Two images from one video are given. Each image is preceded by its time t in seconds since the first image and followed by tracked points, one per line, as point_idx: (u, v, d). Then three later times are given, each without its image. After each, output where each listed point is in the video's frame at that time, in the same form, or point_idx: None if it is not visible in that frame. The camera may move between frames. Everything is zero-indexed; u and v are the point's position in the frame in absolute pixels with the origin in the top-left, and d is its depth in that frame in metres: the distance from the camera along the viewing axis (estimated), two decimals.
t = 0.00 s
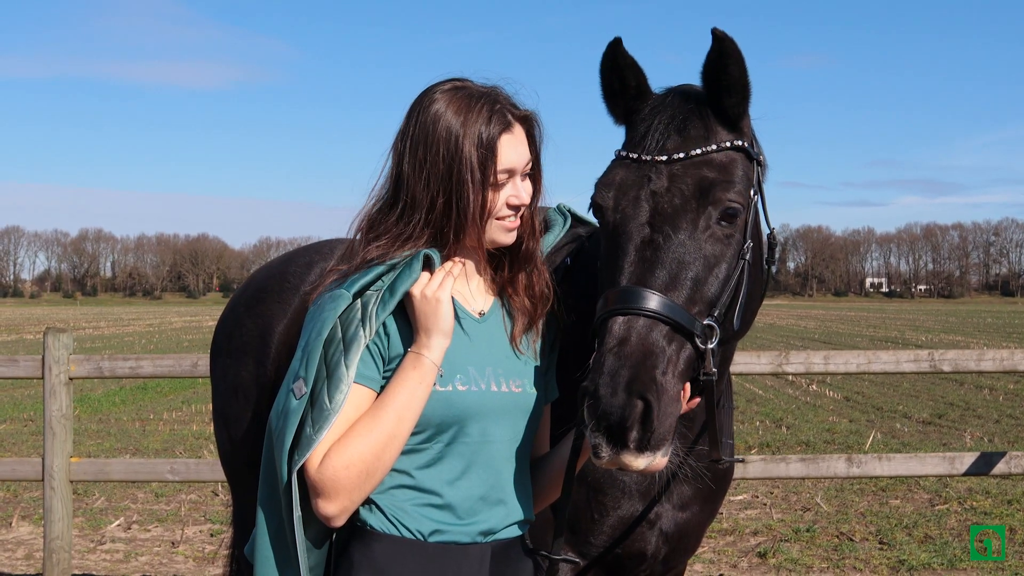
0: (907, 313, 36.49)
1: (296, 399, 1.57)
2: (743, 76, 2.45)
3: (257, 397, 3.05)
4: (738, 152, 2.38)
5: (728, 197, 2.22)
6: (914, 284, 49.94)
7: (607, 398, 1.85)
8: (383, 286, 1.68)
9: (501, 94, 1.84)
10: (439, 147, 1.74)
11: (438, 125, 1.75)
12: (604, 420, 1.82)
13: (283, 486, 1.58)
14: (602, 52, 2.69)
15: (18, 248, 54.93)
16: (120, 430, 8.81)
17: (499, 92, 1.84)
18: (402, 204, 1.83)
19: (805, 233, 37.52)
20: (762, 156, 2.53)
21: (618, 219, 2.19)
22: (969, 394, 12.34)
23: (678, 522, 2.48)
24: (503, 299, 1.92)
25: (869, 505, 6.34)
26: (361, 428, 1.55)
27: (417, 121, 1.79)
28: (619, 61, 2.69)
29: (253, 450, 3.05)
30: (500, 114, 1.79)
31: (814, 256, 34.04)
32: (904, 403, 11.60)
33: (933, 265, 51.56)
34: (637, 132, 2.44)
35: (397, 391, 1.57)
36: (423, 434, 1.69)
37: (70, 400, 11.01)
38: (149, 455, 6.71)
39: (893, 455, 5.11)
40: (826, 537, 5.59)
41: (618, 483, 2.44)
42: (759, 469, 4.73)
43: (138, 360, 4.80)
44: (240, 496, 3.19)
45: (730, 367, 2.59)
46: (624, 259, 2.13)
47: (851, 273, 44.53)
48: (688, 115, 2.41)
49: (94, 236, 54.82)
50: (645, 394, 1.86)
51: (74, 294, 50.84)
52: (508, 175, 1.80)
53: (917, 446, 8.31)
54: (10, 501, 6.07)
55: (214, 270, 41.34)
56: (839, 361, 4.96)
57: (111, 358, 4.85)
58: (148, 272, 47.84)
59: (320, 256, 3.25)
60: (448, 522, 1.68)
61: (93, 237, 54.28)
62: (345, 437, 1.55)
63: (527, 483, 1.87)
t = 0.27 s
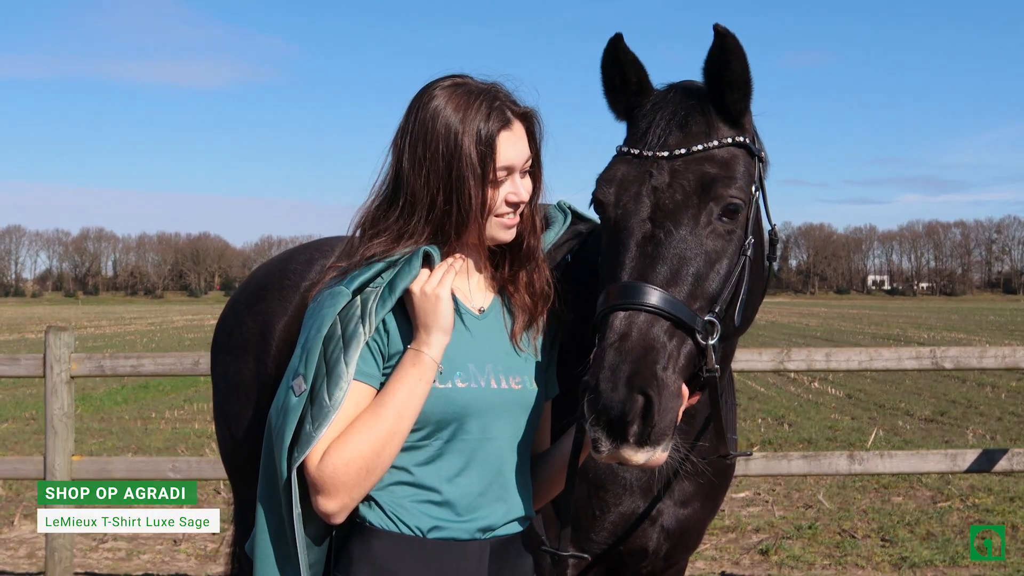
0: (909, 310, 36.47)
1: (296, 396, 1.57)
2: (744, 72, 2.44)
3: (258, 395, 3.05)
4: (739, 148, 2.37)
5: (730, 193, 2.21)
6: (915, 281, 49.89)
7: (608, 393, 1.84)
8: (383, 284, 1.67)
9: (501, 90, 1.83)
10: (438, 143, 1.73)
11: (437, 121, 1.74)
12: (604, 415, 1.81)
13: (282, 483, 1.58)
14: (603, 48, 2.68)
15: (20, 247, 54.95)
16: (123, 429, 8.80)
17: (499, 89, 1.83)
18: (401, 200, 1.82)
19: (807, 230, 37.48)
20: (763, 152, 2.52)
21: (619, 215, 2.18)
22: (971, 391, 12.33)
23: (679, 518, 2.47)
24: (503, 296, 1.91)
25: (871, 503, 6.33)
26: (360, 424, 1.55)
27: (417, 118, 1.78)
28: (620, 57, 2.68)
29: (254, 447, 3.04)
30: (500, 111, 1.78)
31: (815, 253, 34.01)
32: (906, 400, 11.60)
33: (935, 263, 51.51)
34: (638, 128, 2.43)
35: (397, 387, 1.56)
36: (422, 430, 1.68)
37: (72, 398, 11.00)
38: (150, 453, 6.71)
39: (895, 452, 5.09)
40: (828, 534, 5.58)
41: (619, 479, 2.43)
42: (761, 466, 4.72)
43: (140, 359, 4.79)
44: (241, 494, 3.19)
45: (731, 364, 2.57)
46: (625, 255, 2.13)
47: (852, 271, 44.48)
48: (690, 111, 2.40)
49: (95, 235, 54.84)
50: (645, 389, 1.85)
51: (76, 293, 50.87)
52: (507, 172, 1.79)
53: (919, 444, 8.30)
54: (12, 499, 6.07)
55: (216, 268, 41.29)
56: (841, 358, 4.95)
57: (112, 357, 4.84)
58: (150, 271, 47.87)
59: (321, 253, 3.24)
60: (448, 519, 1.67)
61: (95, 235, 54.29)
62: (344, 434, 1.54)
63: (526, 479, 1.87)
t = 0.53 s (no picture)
0: (911, 294, 36.44)
1: (289, 381, 1.56)
2: (744, 52, 2.40)
3: (259, 380, 3.03)
4: (739, 130, 2.33)
5: (729, 174, 2.18)
6: (918, 265, 49.79)
7: (607, 375, 1.82)
8: (376, 267, 1.65)
9: (494, 73, 1.79)
10: (431, 127, 1.71)
11: (429, 104, 1.71)
12: (604, 396, 1.79)
13: (276, 469, 1.57)
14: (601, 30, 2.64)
15: (21, 234, 54.96)
16: (125, 415, 8.81)
17: (493, 71, 1.79)
18: (393, 184, 1.80)
19: (809, 214, 37.37)
20: (763, 134, 2.48)
21: (618, 197, 2.16)
22: (973, 374, 12.33)
23: (680, 501, 2.46)
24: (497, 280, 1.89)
25: (873, 486, 6.34)
26: (353, 409, 1.53)
27: (409, 101, 1.75)
28: (619, 38, 2.64)
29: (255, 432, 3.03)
30: (493, 95, 1.75)
31: (817, 237, 33.95)
32: (908, 384, 11.60)
33: (937, 247, 51.41)
34: (637, 110, 2.40)
35: (390, 371, 1.54)
36: (417, 414, 1.66)
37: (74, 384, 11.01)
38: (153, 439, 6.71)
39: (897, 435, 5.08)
40: (829, 517, 5.59)
41: (620, 462, 2.41)
42: (763, 450, 4.71)
43: (141, 344, 4.78)
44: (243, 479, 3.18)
45: (732, 347, 2.54)
46: (624, 237, 2.10)
47: (855, 255, 44.40)
48: (690, 92, 2.37)
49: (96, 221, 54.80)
50: (644, 371, 1.83)
51: (78, 280, 50.91)
52: (500, 156, 1.76)
53: (921, 427, 8.29)
54: (16, 485, 6.08)
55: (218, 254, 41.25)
56: (842, 342, 4.92)
57: (113, 343, 4.83)
58: (152, 257, 47.85)
59: (320, 237, 3.22)
60: (444, 502, 1.65)
61: (96, 222, 54.25)
62: (337, 419, 1.53)
63: (523, 462, 1.85)
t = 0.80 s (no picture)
0: (914, 279, 36.34)
1: (288, 366, 1.56)
2: (745, 35, 2.37)
3: (261, 364, 3.03)
4: (740, 113, 2.31)
5: (730, 156, 2.16)
6: (921, 250, 49.63)
7: (609, 357, 1.80)
8: (374, 251, 1.64)
9: (493, 57, 1.77)
10: (429, 111, 1.69)
11: (427, 89, 1.69)
12: (605, 378, 1.78)
13: (276, 453, 1.57)
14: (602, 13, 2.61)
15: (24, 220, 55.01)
16: (129, 401, 8.84)
17: (491, 56, 1.77)
18: (391, 168, 1.78)
19: (813, 200, 37.23)
20: (764, 117, 2.45)
21: (619, 180, 2.14)
22: (976, 359, 12.30)
23: (682, 484, 2.45)
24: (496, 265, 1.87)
25: (875, 471, 6.33)
26: (352, 393, 1.53)
27: (407, 85, 1.73)
28: (619, 21, 2.61)
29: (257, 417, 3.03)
30: (491, 80, 1.72)
31: (820, 222, 33.85)
32: (910, 369, 11.59)
33: (941, 232, 51.24)
34: (637, 93, 2.37)
35: (389, 355, 1.54)
36: (416, 398, 1.65)
37: (78, 370, 11.03)
38: (156, 425, 6.73)
39: (898, 420, 5.06)
40: (832, 502, 5.59)
41: (621, 445, 2.40)
42: (765, 434, 4.70)
43: (144, 330, 4.77)
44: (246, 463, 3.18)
45: (733, 331, 2.53)
46: (626, 220, 2.08)
47: (858, 240, 44.28)
48: (690, 75, 2.34)
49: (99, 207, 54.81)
50: (646, 353, 1.82)
51: (81, 266, 50.98)
52: (498, 142, 1.74)
53: (923, 412, 8.29)
54: (20, 470, 6.10)
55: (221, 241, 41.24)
56: (844, 327, 4.90)
57: (116, 328, 4.83)
58: (155, 243, 47.86)
59: (322, 222, 3.20)
60: (444, 486, 1.65)
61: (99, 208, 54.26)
62: (337, 403, 1.52)
63: (522, 446, 1.85)
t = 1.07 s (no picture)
0: (919, 266, 36.23)
1: (291, 350, 1.55)
2: (750, 20, 2.34)
3: (266, 350, 3.02)
4: (744, 99, 2.28)
5: (734, 142, 2.14)
6: (927, 236, 49.43)
7: (613, 341, 1.79)
8: (378, 236, 1.63)
9: (498, 42, 1.74)
10: (432, 96, 1.67)
11: (431, 73, 1.67)
12: (609, 362, 1.77)
13: (280, 437, 1.56)
14: None
15: (29, 206, 55.10)
16: (135, 388, 8.86)
17: (496, 41, 1.74)
18: (395, 152, 1.77)
19: (818, 186, 37.07)
20: (769, 102, 2.42)
21: (624, 165, 2.12)
22: (980, 346, 12.27)
23: (686, 470, 2.44)
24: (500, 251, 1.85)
25: (879, 457, 6.33)
26: (357, 378, 1.52)
27: (410, 70, 1.71)
28: (624, 5, 2.58)
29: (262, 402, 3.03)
30: (496, 65, 1.70)
31: (825, 209, 33.75)
32: (914, 355, 11.57)
33: (946, 219, 51.03)
34: (642, 78, 2.35)
35: (392, 340, 1.53)
36: (419, 383, 1.65)
37: (84, 357, 11.07)
38: (161, 412, 6.75)
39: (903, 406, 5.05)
40: (836, 488, 5.59)
41: (625, 430, 2.39)
42: (769, 420, 4.69)
43: (150, 316, 4.77)
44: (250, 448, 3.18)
45: (737, 316, 2.51)
46: (630, 205, 2.07)
47: (863, 227, 44.11)
48: (695, 60, 2.31)
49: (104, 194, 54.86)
50: (650, 338, 1.80)
51: (86, 253, 51.10)
52: (501, 126, 1.72)
53: (928, 399, 8.28)
54: (26, 457, 6.13)
55: (226, 228, 41.26)
56: (848, 313, 4.88)
57: (122, 315, 4.83)
58: (160, 230, 47.91)
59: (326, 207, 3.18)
60: (446, 470, 1.64)
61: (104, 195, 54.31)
62: (341, 387, 1.52)
63: (525, 431, 1.84)
